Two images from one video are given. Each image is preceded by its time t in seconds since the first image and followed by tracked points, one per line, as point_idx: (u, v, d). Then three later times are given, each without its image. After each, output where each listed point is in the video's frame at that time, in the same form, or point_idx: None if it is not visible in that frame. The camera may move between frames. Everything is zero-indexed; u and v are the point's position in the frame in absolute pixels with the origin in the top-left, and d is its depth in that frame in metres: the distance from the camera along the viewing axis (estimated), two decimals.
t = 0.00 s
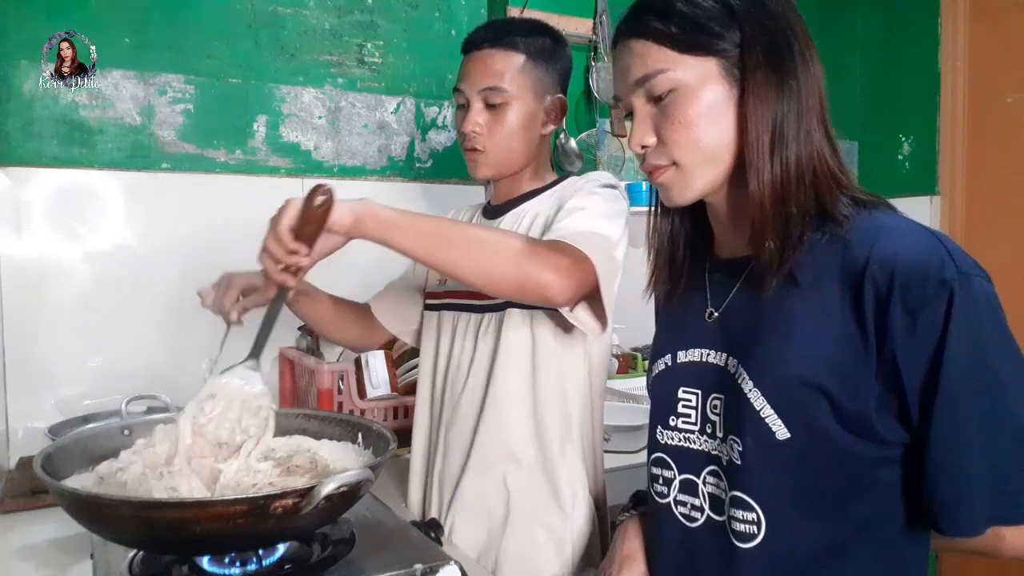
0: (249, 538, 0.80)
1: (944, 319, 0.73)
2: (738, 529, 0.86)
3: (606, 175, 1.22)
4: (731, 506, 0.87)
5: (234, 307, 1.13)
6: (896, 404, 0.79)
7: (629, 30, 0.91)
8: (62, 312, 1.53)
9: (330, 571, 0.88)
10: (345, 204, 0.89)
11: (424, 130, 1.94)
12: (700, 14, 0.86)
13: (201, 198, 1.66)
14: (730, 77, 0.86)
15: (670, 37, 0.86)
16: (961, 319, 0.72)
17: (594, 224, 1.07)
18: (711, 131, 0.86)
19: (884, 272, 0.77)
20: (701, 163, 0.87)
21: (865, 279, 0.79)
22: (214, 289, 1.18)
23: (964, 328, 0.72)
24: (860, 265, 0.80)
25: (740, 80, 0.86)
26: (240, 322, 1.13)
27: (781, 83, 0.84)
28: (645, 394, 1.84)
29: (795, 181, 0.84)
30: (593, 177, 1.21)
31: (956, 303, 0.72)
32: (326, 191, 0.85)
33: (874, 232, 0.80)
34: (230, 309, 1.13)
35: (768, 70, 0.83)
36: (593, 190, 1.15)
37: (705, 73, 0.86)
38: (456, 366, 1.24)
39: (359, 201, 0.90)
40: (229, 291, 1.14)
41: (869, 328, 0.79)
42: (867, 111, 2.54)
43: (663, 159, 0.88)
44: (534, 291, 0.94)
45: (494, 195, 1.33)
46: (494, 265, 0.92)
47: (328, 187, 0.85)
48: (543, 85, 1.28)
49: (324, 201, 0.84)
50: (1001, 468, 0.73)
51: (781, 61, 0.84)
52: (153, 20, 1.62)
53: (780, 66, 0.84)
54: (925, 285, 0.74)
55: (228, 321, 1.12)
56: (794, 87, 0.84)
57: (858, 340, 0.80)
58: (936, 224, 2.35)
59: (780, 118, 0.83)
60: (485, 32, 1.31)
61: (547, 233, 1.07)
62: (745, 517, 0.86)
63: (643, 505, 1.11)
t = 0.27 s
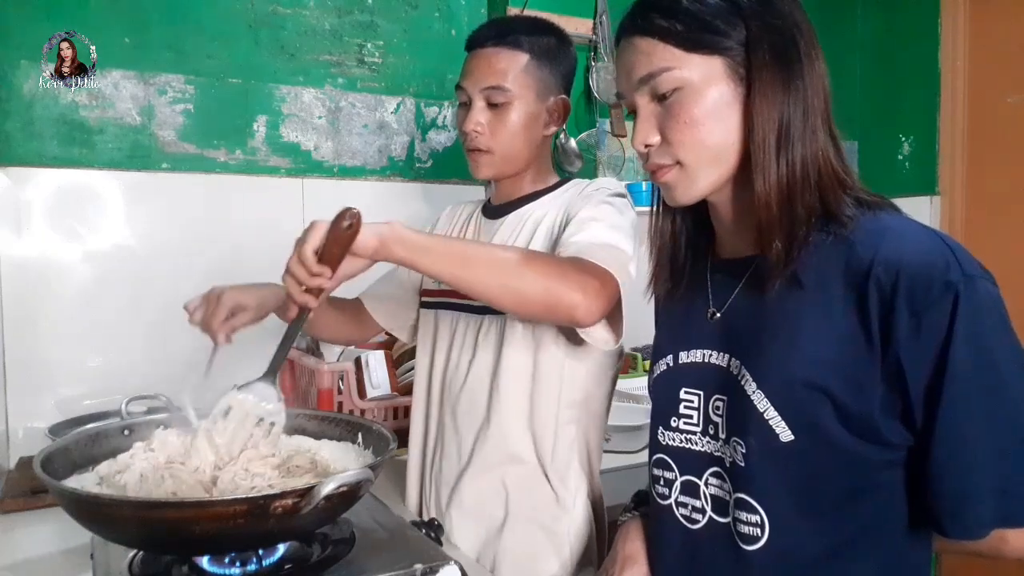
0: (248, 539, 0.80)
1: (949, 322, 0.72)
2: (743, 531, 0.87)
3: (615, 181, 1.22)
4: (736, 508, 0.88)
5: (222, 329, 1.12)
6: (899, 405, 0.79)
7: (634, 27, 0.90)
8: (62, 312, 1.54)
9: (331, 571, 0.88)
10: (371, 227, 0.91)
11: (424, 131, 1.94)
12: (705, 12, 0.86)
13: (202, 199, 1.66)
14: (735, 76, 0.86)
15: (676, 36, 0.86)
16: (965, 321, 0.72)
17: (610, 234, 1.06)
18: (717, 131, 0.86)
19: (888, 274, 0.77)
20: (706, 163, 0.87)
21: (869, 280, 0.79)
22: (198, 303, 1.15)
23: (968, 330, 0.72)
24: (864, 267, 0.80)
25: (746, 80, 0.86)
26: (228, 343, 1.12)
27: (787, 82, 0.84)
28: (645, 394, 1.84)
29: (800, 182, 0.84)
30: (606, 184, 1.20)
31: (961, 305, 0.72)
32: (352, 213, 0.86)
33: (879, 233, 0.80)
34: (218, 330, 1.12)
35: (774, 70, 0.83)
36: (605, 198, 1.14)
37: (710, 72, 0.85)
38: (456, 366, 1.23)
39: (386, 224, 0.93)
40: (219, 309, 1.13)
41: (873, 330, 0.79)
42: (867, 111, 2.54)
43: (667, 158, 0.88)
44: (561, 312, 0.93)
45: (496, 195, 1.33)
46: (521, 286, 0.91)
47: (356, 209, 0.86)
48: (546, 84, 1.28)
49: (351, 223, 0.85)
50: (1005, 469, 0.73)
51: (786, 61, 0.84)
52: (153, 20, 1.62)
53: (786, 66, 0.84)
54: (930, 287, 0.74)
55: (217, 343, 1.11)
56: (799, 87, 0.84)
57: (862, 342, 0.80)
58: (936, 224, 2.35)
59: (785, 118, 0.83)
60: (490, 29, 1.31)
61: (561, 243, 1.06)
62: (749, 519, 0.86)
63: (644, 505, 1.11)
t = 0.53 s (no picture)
0: (249, 539, 0.80)
1: (951, 323, 0.73)
2: (744, 533, 0.87)
3: (609, 179, 1.21)
4: (737, 510, 0.88)
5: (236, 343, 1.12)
6: (900, 406, 0.79)
7: (634, 27, 0.90)
8: (62, 313, 1.54)
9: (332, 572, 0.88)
10: (371, 203, 0.88)
11: (424, 131, 1.94)
12: (707, 11, 0.86)
13: (203, 199, 1.66)
14: (737, 75, 0.86)
15: (677, 35, 0.86)
16: (967, 322, 0.72)
17: (606, 233, 1.06)
18: (718, 131, 0.86)
19: (890, 274, 0.77)
20: (707, 163, 0.87)
21: (871, 281, 0.79)
22: (209, 321, 1.18)
23: (970, 331, 0.72)
24: (865, 267, 0.80)
25: (747, 79, 0.86)
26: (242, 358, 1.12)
27: (788, 82, 0.84)
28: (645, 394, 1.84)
29: (801, 182, 0.84)
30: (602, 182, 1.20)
31: (963, 306, 0.72)
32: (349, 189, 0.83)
33: (880, 233, 0.80)
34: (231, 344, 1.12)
35: (775, 70, 0.84)
36: (600, 199, 1.14)
37: (712, 71, 0.85)
38: (456, 367, 1.23)
39: (386, 201, 0.90)
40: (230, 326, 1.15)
41: (874, 331, 0.79)
42: (867, 111, 2.54)
43: (668, 158, 0.88)
44: (560, 312, 0.91)
45: (490, 194, 1.32)
46: (522, 281, 0.89)
47: (354, 184, 0.83)
48: (540, 81, 1.28)
49: (348, 199, 0.82)
50: (1006, 470, 0.73)
51: (788, 61, 0.84)
52: (153, 20, 1.62)
53: (788, 66, 0.84)
54: (932, 287, 0.74)
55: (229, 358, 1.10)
56: (800, 87, 0.84)
57: (863, 343, 0.80)
58: (936, 224, 2.35)
59: (787, 118, 0.83)
60: (482, 24, 1.31)
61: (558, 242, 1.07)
62: (750, 520, 0.86)
63: (645, 506, 1.11)
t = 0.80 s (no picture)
0: (250, 539, 0.80)
1: (951, 324, 0.73)
2: (744, 534, 0.87)
3: (592, 176, 1.19)
4: (737, 510, 0.88)
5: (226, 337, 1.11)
6: (900, 407, 0.79)
7: (634, 27, 0.90)
8: (62, 313, 1.54)
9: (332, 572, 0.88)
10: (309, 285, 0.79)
11: (424, 130, 1.94)
12: (706, 11, 0.86)
13: (203, 199, 1.66)
14: (736, 75, 0.86)
15: (676, 35, 0.86)
16: (967, 323, 0.72)
17: (584, 232, 1.03)
18: (717, 131, 0.86)
19: (890, 275, 0.77)
20: (706, 163, 0.87)
21: (871, 282, 0.79)
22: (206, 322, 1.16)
23: (970, 332, 0.72)
24: (866, 268, 0.80)
25: (747, 79, 0.86)
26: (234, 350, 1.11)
27: (787, 81, 0.84)
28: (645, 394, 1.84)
29: (801, 182, 0.84)
30: (584, 180, 1.17)
31: (963, 307, 0.72)
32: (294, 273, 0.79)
33: (881, 234, 0.80)
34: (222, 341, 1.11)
35: (775, 69, 0.84)
36: (578, 196, 1.11)
37: (711, 71, 0.85)
38: (456, 367, 1.23)
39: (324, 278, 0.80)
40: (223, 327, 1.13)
41: (875, 332, 0.79)
42: (867, 111, 2.54)
43: (667, 158, 0.88)
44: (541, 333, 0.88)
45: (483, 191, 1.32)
46: (502, 309, 0.84)
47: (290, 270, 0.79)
48: (529, 74, 1.29)
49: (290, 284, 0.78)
50: (1006, 471, 0.73)
51: (787, 61, 0.84)
52: (153, 20, 1.62)
53: (787, 65, 0.84)
54: (933, 288, 0.74)
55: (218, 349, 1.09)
56: (800, 87, 0.84)
57: (864, 344, 0.80)
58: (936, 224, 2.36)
59: (786, 118, 0.83)
60: (470, 16, 1.32)
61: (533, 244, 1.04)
62: (750, 521, 0.86)
63: (646, 506, 1.11)
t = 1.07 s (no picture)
0: (250, 539, 0.80)
1: (951, 324, 0.73)
2: (744, 534, 0.87)
3: (586, 176, 1.17)
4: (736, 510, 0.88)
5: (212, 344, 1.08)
6: (900, 407, 0.79)
7: (633, 26, 0.90)
8: (62, 313, 1.54)
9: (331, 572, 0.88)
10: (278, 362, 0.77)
11: (424, 130, 1.94)
12: (705, 10, 0.86)
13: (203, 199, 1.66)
14: (735, 74, 0.86)
15: (675, 35, 0.86)
16: (967, 322, 0.72)
17: (573, 239, 1.02)
18: (717, 130, 0.86)
19: (890, 275, 0.77)
20: (706, 163, 0.87)
21: (871, 281, 0.79)
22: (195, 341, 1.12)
23: (970, 332, 0.72)
24: (865, 267, 0.80)
25: (746, 78, 0.86)
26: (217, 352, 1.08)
27: (787, 81, 0.84)
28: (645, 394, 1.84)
29: (801, 181, 0.84)
30: (576, 182, 1.14)
31: (963, 307, 0.72)
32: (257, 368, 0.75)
33: (880, 233, 0.80)
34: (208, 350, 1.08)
35: (774, 69, 0.84)
36: (569, 199, 1.10)
37: (710, 70, 0.85)
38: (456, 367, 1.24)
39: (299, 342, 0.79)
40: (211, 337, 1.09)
41: (874, 332, 0.79)
42: (867, 111, 2.54)
43: (666, 158, 0.88)
44: (523, 355, 0.89)
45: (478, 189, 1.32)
46: (486, 337, 0.85)
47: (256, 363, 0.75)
48: (518, 71, 1.28)
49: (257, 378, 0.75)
50: (1005, 471, 0.73)
51: (786, 60, 0.84)
52: (153, 20, 1.62)
53: (787, 65, 0.84)
54: (932, 288, 0.74)
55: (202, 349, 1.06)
56: (799, 86, 0.84)
57: (863, 344, 0.80)
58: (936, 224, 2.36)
59: (786, 117, 0.83)
60: (458, 11, 1.31)
61: (521, 253, 1.04)
62: (749, 522, 0.86)
63: (646, 506, 1.11)
